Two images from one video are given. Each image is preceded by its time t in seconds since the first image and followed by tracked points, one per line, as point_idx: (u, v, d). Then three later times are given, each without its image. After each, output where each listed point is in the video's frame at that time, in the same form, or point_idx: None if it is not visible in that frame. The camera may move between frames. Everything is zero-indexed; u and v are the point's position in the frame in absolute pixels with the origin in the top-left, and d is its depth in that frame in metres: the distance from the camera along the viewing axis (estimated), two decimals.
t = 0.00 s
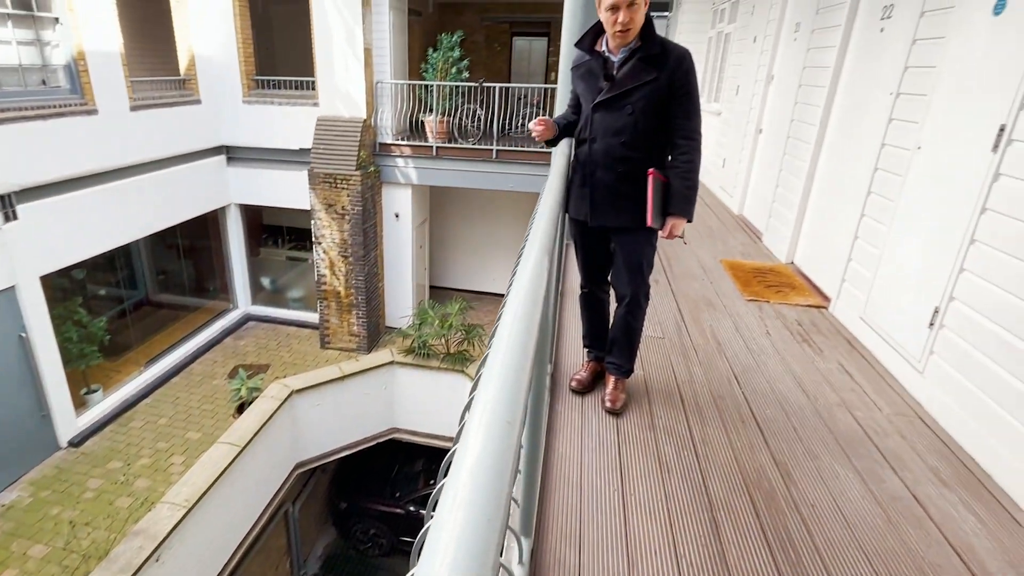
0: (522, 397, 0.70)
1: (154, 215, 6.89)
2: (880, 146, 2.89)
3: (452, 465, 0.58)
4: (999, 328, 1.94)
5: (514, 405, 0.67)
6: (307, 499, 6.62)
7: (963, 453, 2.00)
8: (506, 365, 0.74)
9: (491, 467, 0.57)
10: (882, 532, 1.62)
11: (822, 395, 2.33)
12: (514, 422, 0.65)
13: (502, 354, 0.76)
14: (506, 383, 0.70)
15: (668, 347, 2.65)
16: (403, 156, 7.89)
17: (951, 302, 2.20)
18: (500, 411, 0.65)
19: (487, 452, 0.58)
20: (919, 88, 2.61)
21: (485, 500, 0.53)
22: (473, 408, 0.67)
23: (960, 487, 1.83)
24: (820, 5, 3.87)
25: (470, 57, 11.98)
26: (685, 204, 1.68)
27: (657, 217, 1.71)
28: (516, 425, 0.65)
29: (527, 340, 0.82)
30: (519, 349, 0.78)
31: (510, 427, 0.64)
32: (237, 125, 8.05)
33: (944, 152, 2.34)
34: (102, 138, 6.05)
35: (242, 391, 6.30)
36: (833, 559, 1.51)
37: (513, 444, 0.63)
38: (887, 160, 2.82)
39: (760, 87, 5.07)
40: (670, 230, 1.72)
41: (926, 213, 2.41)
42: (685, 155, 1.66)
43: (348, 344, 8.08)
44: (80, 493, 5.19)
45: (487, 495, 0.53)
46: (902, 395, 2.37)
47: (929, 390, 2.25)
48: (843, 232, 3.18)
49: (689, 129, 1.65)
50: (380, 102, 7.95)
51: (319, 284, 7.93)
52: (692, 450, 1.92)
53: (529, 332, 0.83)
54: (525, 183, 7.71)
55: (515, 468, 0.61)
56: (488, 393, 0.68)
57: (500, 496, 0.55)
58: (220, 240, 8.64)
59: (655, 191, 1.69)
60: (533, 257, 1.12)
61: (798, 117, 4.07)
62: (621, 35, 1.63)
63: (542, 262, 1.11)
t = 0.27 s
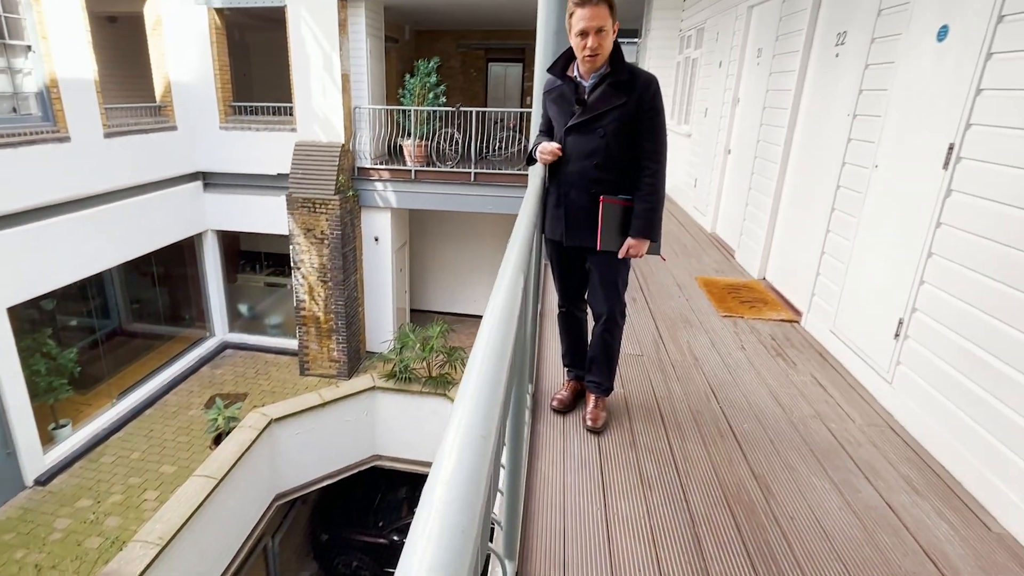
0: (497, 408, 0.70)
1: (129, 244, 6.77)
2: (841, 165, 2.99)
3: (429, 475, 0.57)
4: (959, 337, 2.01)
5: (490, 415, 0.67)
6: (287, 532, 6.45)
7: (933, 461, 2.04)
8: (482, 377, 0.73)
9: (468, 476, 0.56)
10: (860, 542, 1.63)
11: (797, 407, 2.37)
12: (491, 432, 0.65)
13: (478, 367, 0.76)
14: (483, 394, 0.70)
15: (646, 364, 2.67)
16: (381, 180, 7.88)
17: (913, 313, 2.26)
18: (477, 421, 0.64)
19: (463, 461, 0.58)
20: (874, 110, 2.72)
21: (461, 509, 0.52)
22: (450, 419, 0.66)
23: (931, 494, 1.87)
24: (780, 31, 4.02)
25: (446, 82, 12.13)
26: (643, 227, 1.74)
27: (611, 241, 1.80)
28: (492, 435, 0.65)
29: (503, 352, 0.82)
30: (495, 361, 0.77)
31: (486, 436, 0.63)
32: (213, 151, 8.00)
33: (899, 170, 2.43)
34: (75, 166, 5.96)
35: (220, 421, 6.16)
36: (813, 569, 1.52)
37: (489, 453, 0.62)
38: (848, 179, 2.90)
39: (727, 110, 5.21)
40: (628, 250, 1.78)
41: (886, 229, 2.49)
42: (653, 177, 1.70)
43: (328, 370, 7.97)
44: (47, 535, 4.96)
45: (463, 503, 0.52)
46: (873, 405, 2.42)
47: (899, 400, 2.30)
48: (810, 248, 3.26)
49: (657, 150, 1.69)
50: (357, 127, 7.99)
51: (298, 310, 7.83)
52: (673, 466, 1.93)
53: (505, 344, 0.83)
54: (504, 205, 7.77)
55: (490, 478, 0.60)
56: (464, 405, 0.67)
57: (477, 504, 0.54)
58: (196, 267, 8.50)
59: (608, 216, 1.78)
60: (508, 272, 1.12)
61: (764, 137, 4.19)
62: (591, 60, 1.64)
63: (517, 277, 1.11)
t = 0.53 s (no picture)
0: (473, 420, 0.70)
1: (106, 268, 6.64)
2: (810, 182, 3.07)
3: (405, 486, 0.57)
4: (926, 345, 2.06)
5: (467, 426, 0.67)
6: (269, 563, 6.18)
7: (909, 470, 2.07)
8: (460, 390, 0.74)
9: (445, 485, 0.56)
10: (841, 552, 1.64)
11: (776, 419, 2.39)
12: (467, 444, 0.65)
13: (455, 381, 0.76)
14: (460, 406, 0.70)
15: (628, 379, 2.68)
16: (364, 201, 7.87)
17: (884, 324, 2.31)
18: (453, 433, 0.64)
19: (440, 471, 0.58)
20: (839, 128, 2.80)
21: (437, 518, 0.51)
22: (427, 431, 0.66)
23: (909, 502, 1.89)
24: (749, 54, 4.15)
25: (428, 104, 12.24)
26: (624, 242, 1.76)
27: (592, 258, 1.81)
28: (468, 446, 0.65)
29: (480, 365, 0.82)
30: (474, 375, 0.78)
31: (462, 447, 0.63)
32: (193, 173, 7.95)
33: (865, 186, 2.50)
34: (52, 190, 5.88)
35: (199, 447, 6.04)
36: None
37: (466, 464, 0.62)
38: (817, 195, 2.97)
39: (701, 130, 5.32)
40: (611, 266, 1.80)
41: (855, 243, 2.55)
42: (630, 194, 1.73)
43: (311, 394, 7.85)
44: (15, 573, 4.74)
45: (439, 513, 0.52)
46: (849, 415, 2.45)
47: (873, 409, 2.33)
48: (784, 263, 3.32)
49: (632, 168, 1.73)
50: (339, 149, 8.01)
51: (280, 333, 7.73)
52: (656, 480, 1.93)
53: (483, 357, 0.84)
54: (487, 224, 7.80)
55: (467, 488, 0.60)
56: (443, 418, 0.67)
57: (452, 514, 0.54)
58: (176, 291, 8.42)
59: (586, 234, 1.80)
60: (486, 288, 1.12)
61: (737, 156, 4.28)
62: (565, 81, 1.68)
63: (495, 292, 1.12)
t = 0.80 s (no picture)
0: (453, 428, 0.70)
1: (87, 287, 6.53)
2: (787, 195, 3.12)
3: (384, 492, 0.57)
4: (901, 352, 2.09)
5: (446, 433, 0.67)
6: None
7: (891, 477, 2.09)
8: (440, 397, 0.74)
9: (425, 490, 0.56)
10: (826, 560, 1.65)
11: (760, 429, 2.40)
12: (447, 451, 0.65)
13: (436, 389, 0.76)
14: (440, 415, 0.70)
15: (614, 391, 2.69)
16: (349, 218, 7.87)
17: (861, 333, 2.34)
18: (433, 440, 0.64)
19: (419, 477, 0.57)
20: (813, 142, 2.86)
21: (416, 523, 0.51)
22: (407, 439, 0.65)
23: (891, 509, 1.91)
24: (725, 71, 4.24)
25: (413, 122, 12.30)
26: (609, 256, 1.77)
27: (577, 271, 1.83)
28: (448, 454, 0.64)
29: (462, 374, 0.82)
30: (455, 383, 0.78)
31: (441, 454, 0.63)
32: (177, 191, 7.89)
33: (839, 199, 2.55)
34: (32, 209, 5.79)
35: (182, 470, 5.91)
36: None
37: (445, 471, 0.62)
38: (795, 208, 3.02)
39: (681, 145, 5.40)
40: (596, 279, 1.82)
41: (831, 254, 2.59)
42: (613, 209, 1.76)
43: (297, 413, 7.74)
44: None
45: (417, 517, 0.52)
46: (831, 424, 2.47)
47: (854, 418, 2.36)
48: (765, 275, 3.37)
49: (615, 183, 1.75)
50: (325, 166, 8.02)
51: (265, 351, 7.64)
52: (642, 492, 1.92)
53: (464, 366, 0.84)
54: (473, 240, 7.81)
55: (447, 492, 0.60)
56: (423, 425, 0.68)
57: (432, 520, 0.53)
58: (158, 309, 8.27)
59: (571, 248, 1.81)
60: (470, 298, 1.13)
61: (717, 170, 4.35)
62: (546, 96, 1.71)
63: (478, 303, 1.12)
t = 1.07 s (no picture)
0: (434, 435, 0.70)
1: (71, 302, 6.44)
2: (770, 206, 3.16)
3: (364, 500, 0.57)
4: (884, 360, 2.12)
5: (426, 440, 0.67)
6: None
7: (876, 484, 2.10)
8: (422, 405, 0.73)
9: (403, 496, 0.56)
10: (813, 567, 1.65)
11: (748, 438, 2.41)
12: (427, 459, 0.65)
13: (418, 396, 0.76)
14: (422, 423, 0.70)
15: (603, 402, 2.69)
16: (339, 231, 7.85)
17: (844, 341, 2.37)
18: (413, 447, 0.64)
19: (397, 484, 0.58)
20: (794, 154, 2.90)
21: (393, 529, 0.51)
22: (388, 447, 0.65)
23: (877, 516, 1.92)
24: (708, 85, 4.30)
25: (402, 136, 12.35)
26: (597, 266, 1.79)
27: (566, 282, 1.83)
28: (428, 461, 0.64)
29: (444, 382, 0.82)
30: (437, 391, 0.78)
31: (422, 462, 0.63)
32: (164, 205, 7.84)
33: (819, 209, 2.59)
34: (16, 224, 5.72)
35: (167, 488, 5.83)
36: None
37: (425, 478, 0.62)
38: (777, 218, 3.06)
39: (667, 158, 5.46)
40: (584, 289, 1.83)
41: (814, 264, 2.62)
42: (600, 220, 1.77)
43: (285, 429, 7.64)
44: None
45: (396, 522, 0.52)
46: (817, 432, 2.48)
47: (839, 426, 2.37)
48: (750, 285, 3.39)
49: (601, 195, 1.77)
50: (314, 179, 8.01)
51: (253, 366, 7.57)
52: (631, 502, 1.92)
53: (447, 373, 0.85)
54: (463, 252, 7.82)
55: (426, 497, 0.60)
56: (404, 432, 0.68)
57: (409, 527, 0.53)
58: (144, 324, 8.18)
59: (559, 259, 1.82)
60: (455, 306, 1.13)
61: (701, 182, 4.40)
62: (535, 108, 1.73)
63: (464, 310, 1.12)
